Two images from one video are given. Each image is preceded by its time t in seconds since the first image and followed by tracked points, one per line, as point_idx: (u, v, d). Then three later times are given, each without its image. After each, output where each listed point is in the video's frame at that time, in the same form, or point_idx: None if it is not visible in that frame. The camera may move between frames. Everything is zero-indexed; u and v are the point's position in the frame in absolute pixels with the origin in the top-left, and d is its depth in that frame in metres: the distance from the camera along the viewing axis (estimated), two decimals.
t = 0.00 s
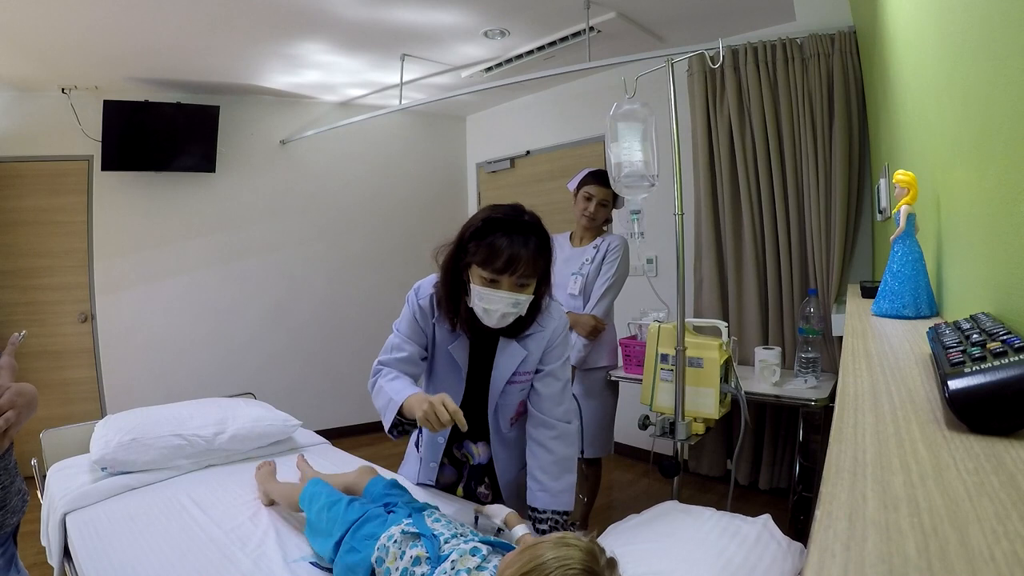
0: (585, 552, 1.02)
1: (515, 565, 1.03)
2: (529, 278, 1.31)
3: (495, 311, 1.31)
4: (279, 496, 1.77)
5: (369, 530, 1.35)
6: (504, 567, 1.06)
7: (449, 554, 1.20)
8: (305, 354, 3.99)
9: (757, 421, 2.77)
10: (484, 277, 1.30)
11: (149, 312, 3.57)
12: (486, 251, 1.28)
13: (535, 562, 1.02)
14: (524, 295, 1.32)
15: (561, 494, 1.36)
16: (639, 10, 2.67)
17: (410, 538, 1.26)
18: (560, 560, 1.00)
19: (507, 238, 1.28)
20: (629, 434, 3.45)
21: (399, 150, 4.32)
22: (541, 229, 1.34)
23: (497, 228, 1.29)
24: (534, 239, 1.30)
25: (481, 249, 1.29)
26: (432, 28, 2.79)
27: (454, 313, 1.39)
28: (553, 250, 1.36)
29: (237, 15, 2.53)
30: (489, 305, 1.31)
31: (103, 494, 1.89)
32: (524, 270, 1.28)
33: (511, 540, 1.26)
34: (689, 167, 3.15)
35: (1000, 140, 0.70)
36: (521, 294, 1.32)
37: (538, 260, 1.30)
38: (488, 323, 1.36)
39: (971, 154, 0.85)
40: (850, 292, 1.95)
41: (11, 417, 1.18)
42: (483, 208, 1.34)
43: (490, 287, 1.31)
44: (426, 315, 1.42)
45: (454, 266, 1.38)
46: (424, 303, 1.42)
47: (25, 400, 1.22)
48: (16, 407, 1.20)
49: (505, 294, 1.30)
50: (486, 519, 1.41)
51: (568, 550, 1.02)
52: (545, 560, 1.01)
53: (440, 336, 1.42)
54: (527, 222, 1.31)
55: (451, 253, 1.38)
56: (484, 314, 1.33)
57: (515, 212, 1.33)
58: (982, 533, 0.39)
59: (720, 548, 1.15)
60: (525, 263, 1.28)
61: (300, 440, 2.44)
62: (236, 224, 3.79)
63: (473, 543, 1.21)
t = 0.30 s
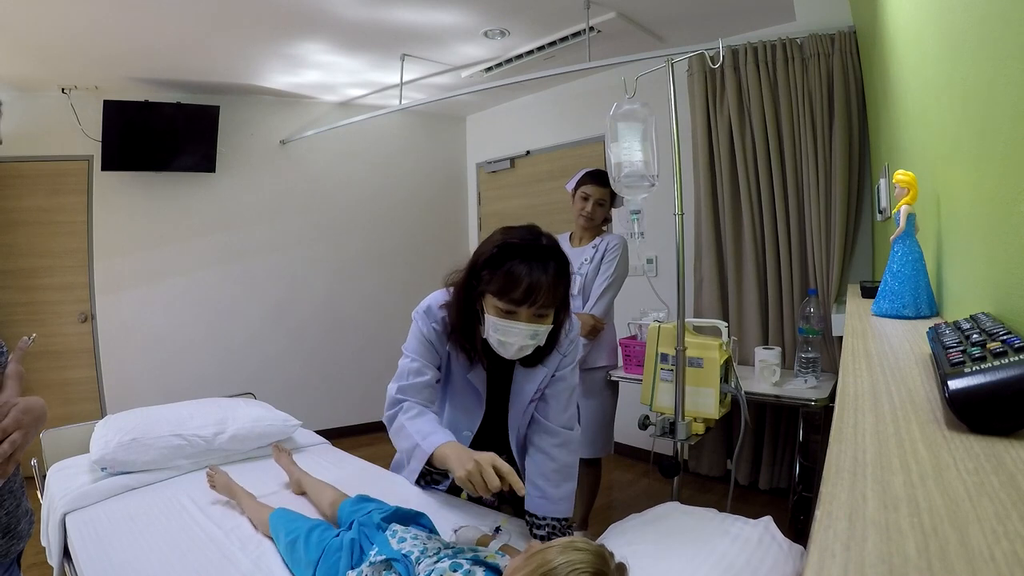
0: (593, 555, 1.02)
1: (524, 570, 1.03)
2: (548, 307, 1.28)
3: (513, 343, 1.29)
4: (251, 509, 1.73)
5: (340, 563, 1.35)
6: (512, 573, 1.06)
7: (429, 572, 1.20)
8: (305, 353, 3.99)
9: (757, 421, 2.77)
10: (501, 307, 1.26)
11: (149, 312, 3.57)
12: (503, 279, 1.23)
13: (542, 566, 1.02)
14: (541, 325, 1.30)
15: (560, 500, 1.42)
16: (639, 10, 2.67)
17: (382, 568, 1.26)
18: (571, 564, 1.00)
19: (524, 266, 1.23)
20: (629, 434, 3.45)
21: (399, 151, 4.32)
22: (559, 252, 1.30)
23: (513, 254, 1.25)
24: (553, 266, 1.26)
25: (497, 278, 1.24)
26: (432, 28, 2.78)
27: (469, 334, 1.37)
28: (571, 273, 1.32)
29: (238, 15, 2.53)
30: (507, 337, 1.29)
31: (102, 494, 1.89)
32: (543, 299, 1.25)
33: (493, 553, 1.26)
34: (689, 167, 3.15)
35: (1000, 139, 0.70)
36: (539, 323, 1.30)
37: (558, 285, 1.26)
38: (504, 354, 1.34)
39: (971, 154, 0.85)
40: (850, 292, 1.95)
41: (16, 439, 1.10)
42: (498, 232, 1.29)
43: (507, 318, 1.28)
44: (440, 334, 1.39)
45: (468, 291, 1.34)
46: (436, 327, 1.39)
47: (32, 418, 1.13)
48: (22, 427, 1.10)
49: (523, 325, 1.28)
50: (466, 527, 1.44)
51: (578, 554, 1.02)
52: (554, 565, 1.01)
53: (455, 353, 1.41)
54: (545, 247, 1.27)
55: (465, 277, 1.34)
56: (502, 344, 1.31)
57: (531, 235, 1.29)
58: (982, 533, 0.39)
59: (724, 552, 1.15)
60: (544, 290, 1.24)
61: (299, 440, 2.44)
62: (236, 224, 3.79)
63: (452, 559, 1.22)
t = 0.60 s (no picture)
0: (587, 556, 1.02)
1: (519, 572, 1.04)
2: (556, 333, 1.23)
3: (518, 370, 1.26)
4: (252, 509, 1.73)
5: (348, 559, 1.36)
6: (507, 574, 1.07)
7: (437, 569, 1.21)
8: (305, 353, 3.99)
9: (757, 421, 2.77)
10: (507, 334, 1.22)
11: (149, 312, 3.57)
12: (511, 305, 1.17)
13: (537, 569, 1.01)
14: (549, 352, 1.26)
15: (561, 505, 1.43)
16: (639, 10, 2.67)
17: (394, 560, 1.28)
18: (564, 564, 1.00)
19: (535, 290, 1.17)
20: (629, 434, 3.45)
21: (399, 151, 4.32)
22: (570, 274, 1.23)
23: (523, 277, 1.18)
24: (563, 291, 1.20)
25: (505, 304, 1.19)
26: (432, 28, 2.78)
27: (474, 353, 1.33)
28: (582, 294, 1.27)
29: (238, 15, 2.53)
30: (512, 364, 1.26)
31: (103, 494, 1.89)
32: (551, 328, 1.20)
33: (498, 551, 1.26)
34: (689, 167, 3.15)
35: (1001, 137, 0.70)
36: (546, 350, 1.26)
37: (567, 312, 1.21)
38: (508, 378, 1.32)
39: (971, 154, 0.85)
40: (850, 292, 1.95)
41: (17, 467, 0.89)
42: (507, 252, 1.23)
43: (514, 345, 1.24)
44: (442, 351, 1.35)
45: (474, 311, 1.28)
46: (439, 344, 1.34)
47: (36, 442, 0.92)
48: (23, 453, 0.90)
49: (530, 353, 1.24)
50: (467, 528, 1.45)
51: (571, 554, 1.02)
52: (548, 567, 1.01)
53: (458, 368, 1.37)
54: (556, 271, 1.20)
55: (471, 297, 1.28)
56: (507, 370, 1.28)
57: (542, 256, 1.22)
58: (982, 533, 0.39)
59: (724, 552, 1.15)
60: (555, 316, 1.18)
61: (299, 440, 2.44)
62: (236, 224, 3.79)
63: (460, 556, 1.23)
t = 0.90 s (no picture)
0: (585, 556, 1.02)
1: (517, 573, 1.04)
2: (555, 343, 1.23)
3: (517, 379, 1.27)
4: (252, 509, 1.74)
5: (343, 563, 1.36)
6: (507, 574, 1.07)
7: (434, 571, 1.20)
8: (304, 353, 3.98)
9: (757, 421, 2.77)
10: (506, 343, 1.22)
11: (150, 312, 3.57)
12: (510, 315, 1.17)
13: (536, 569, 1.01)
14: (547, 361, 1.26)
15: (561, 505, 1.45)
16: (639, 10, 2.67)
17: (389, 564, 1.26)
18: (562, 564, 1.00)
19: (534, 299, 1.17)
20: (629, 434, 3.45)
21: (399, 151, 4.32)
22: (569, 282, 1.23)
23: (521, 286, 1.18)
24: (562, 299, 1.19)
25: (504, 314, 1.18)
26: (433, 28, 2.78)
27: (473, 359, 1.33)
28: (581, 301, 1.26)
29: (238, 15, 2.53)
30: (510, 374, 1.26)
31: (103, 495, 1.89)
32: (550, 337, 1.20)
33: (498, 552, 1.26)
34: (689, 167, 3.15)
35: (1001, 136, 0.70)
36: (544, 359, 1.26)
37: (567, 320, 1.21)
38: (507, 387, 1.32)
39: (971, 154, 0.85)
40: (851, 292, 1.95)
41: (17, 479, 0.88)
42: (505, 261, 1.22)
43: (513, 355, 1.24)
44: (439, 357, 1.34)
45: (471, 320, 1.28)
46: (437, 351, 1.34)
47: (33, 452, 0.92)
48: (22, 464, 0.89)
49: (528, 362, 1.24)
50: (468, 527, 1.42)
51: (569, 555, 1.02)
52: (547, 567, 1.01)
53: (455, 374, 1.37)
54: (555, 279, 1.20)
55: (468, 306, 1.27)
56: (506, 379, 1.28)
57: (540, 263, 1.21)
58: (983, 533, 0.39)
59: (723, 552, 1.15)
60: (553, 325, 1.18)
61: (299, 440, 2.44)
62: (236, 224, 3.79)
63: (459, 558, 1.22)
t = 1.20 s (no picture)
0: (585, 556, 1.02)
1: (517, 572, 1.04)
2: (555, 344, 1.23)
3: (517, 380, 1.27)
4: (252, 509, 1.74)
5: (344, 562, 1.37)
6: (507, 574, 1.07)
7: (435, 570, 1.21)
8: (305, 353, 3.98)
9: (757, 421, 2.77)
10: (506, 344, 1.21)
11: (150, 312, 3.58)
12: (510, 317, 1.17)
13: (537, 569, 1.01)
14: (548, 362, 1.26)
15: (561, 505, 1.45)
16: (639, 10, 2.67)
17: (390, 562, 1.28)
18: (563, 564, 1.00)
19: (535, 300, 1.17)
20: (629, 434, 3.45)
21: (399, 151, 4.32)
22: (569, 283, 1.23)
23: (522, 287, 1.18)
24: (562, 300, 1.19)
25: (504, 316, 1.18)
26: (433, 28, 2.78)
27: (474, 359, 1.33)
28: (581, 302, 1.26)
29: (238, 16, 2.53)
30: (511, 374, 1.26)
31: (103, 494, 1.89)
32: (551, 338, 1.20)
33: (498, 551, 1.26)
34: (689, 167, 3.15)
35: (1000, 136, 0.70)
36: (545, 360, 1.26)
37: (567, 321, 1.21)
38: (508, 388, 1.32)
39: (971, 154, 0.85)
40: (851, 292, 1.95)
41: (18, 481, 0.87)
42: (506, 263, 1.22)
43: (513, 356, 1.24)
44: (439, 358, 1.34)
45: (471, 321, 1.27)
46: (438, 352, 1.33)
47: (39, 454, 0.91)
48: (25, 466, 0.88)
49: (529, 363, 1.24)
50: (469, 527, 1.40)
51: (569, 554, 1.02)
52: (547, 566, 1.01)
53: (455, 375, 1.37)
54: (556, 280, 1.20)
55: (468, 307, 1.27)
56: (506, 380, 1.28)
57: (540, 264, 1.21)
58: (982, 533, 0.39)
59: (723, 552, 1.15)
60: (554, 326, 1.18)
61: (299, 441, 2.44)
62: (236, 224, 3.79)
63: (459, 558, 1.22)
